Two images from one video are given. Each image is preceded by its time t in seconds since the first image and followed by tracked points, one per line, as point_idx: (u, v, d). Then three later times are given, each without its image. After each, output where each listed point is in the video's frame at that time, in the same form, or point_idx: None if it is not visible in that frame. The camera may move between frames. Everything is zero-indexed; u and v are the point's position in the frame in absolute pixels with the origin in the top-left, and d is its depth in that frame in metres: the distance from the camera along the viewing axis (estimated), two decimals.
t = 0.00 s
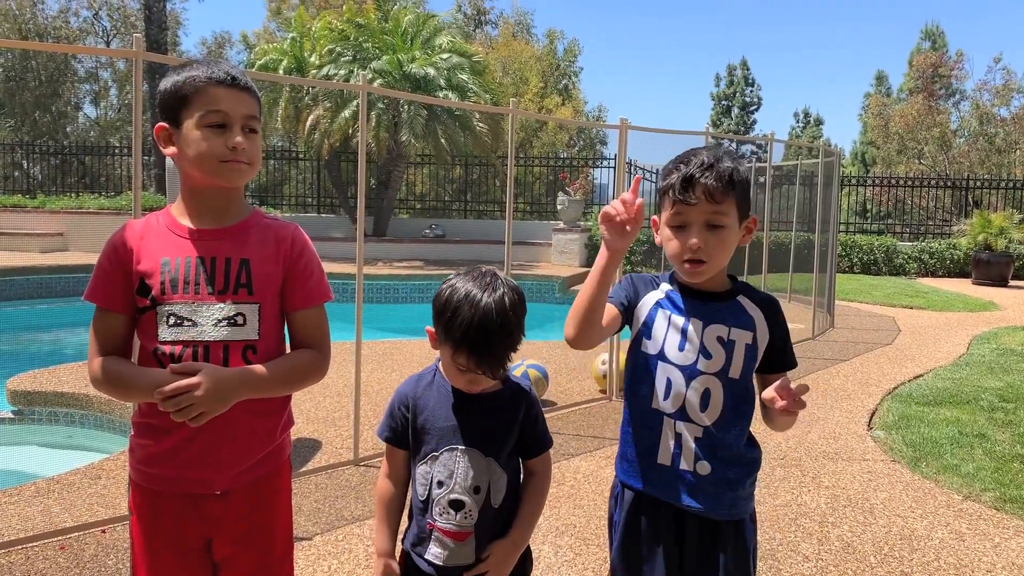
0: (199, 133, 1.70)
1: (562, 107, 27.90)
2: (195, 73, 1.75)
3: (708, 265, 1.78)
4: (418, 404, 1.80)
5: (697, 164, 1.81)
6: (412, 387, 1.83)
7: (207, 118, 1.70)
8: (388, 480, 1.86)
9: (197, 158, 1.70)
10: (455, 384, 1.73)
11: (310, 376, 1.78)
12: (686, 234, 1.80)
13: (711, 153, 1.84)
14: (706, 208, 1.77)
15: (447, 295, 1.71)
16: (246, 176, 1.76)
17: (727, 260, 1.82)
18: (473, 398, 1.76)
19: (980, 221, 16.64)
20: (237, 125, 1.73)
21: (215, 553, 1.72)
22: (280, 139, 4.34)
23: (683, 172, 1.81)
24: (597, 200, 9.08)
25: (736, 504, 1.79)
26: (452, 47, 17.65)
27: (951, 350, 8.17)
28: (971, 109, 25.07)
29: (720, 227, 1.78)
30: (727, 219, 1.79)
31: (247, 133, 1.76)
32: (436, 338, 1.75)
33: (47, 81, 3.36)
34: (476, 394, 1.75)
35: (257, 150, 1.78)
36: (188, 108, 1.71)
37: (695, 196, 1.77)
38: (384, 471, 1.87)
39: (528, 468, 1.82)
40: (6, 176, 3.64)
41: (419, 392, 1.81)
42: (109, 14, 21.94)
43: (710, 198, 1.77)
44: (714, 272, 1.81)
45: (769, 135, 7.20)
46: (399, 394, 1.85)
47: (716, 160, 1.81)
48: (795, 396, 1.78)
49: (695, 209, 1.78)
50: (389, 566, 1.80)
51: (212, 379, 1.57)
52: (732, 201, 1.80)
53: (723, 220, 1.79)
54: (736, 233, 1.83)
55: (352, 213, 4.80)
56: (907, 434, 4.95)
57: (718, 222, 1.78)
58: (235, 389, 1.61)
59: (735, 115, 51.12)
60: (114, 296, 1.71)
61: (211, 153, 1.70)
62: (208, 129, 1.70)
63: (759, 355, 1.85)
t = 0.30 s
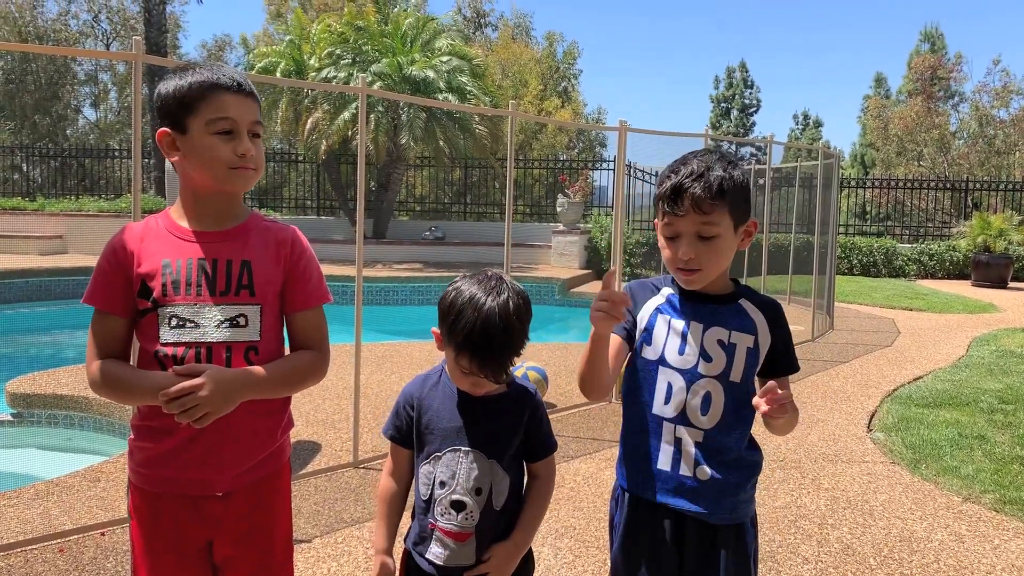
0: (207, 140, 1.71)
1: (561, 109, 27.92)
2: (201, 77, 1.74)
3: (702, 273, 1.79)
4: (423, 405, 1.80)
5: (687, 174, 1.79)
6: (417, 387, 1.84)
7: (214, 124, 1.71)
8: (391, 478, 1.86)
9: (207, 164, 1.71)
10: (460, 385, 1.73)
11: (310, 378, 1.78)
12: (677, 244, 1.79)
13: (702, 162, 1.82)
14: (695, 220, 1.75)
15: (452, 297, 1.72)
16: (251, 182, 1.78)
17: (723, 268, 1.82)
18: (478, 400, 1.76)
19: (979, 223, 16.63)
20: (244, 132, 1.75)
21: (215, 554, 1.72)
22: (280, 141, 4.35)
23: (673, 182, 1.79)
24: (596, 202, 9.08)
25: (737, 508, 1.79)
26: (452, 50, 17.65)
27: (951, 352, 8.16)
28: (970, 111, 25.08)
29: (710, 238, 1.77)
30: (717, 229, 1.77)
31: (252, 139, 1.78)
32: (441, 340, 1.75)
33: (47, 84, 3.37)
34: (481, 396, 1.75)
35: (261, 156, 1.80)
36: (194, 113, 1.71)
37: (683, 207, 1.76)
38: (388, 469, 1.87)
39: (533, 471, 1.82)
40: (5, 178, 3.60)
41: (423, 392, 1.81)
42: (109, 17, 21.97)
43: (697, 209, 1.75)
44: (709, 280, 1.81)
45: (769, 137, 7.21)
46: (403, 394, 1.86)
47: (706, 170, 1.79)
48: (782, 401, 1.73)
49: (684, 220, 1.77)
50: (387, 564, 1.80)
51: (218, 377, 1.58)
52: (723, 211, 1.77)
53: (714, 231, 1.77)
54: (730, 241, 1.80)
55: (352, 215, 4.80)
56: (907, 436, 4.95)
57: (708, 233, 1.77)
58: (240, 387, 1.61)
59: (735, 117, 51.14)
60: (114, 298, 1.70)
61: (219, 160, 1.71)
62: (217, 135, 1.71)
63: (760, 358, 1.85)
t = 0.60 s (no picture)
0: (212, 144, 1.71)
1: (561, 111, 27.96)
2: (204, 80, 1.74)
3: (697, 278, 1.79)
4: (427, 406, 1.80)
5: (679, 180, 1.81)
6: (421, 389, 1.84)
7: (219, 129, 1.71)
8: (396, 480, 1.86)
9: (212, 168, 1.71)
10: (466, 386, 1.73)
11: (310, 379, 1.78)
12: (670, 250, 1.81)
13: (695, 168, 1.82)
14: (687, 226, 1.76)
15: (459, 298, 1.72)
16: (255, 185, 1.79)
17: (719, 273, 1.82)
18: (483, 401, 1.76)
19: (979, 224, 16.62)
20: (248, 136, 1.76)
21: (216, 556, 1.72)
22: (280, 143, 4.35)
23: (665, 188, 1.81)
24: (596, 204, 9.08)
25: (736, 512, 1.79)
26: (452, 51, 17.66)
27: (950, 353, 8.16)
28: (969, 113, 25.08)
29: (704, 244, 1.77)
30: (710, 234, 1.77)
31: (256, 142, 1.79)
32: (446, 340, 1.75)
33: (47, 86, 3.33)
34: (486, 396, 1.75)
35: (264, 159, 1.81)
36: (198, 117, 1.71)
37: (676, 213, 1.78)
38: (392, 471, 1.87)
39: (536, 474, 1.81)
40: (5, 180, 3.68)
41: (427, 394, 1.81)
42: (109, 18, 22.00)
43: (688, 216, 1.76)
44: (706, 285, 1.82)
45: (768, 139, 7.21)
46: (407, 395, 1.85)
47: (699, 176, 1.79)
48: (771, 418, 1.70)
49: (676, 227, 1.79)
50: (392, 567, 1.80)
51: (216, 381, 1.58)
52: (715, 217, 1.77)
53: (707, 237, 1.77)
54: (725, 246, 1.80)
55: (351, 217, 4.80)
56: (906, 437, 4.95)
57: (701, 239, 1.77)
58: (239, 389, 1.61)
59: (734, 118, 51.15)
60: (116, 301, 1.70)
61: (224, 164, 1.72)
62: (222, 140, 1.72)
63: (760, 361, 1.85)
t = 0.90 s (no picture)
0: (218, 144, 1.71)
1: (560, 113, 27.99)
2: (213, 79, 1.73)
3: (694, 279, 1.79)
4: (429, 405, 1.80)
5: (678, 181, 1.81)
6: (423, 388, 1.84)
7: (225, 129, 1.71)
8: (397, 480, 1.86)
9: (218, 168, 1.72)
10: (467, 387, 1.73)
11: (312, 380, 1.78)
12: (669, 252, 1.81)
13: (694, 169, 1.83)
14: (685, 227, 1.77)
15: (461, 299, 1.72)
16: (260, 186, 1.79)
17: (719, 275, 1.82)
18: (484, 402, 1.76)
19: (978, 226, 16.64)
20: (255, 136, 1.76)
21: (217, 558, 1.72)
22: (280, 144, 4.36)
23: (664, 190, 1.82)
24: (596, 206, 9.10)
25: (735, 510, 1.79)
26: (452, 53, 17.68)
27: (950, 355, 8.16)
28: (968, 115, 25.12)
29: (702, 245, 1.77)
30: (709, 236, 1.77)
31: (262, 142, 1.78)
32: (448, 341, 1.75)
33: (47, 87, 3.29)
34: (487, 397, 1.75)
35: (270, 159, 1.81)
36: (205, 117, 1.71)
37: (674, 215, 1.78)
38: (394, 471, 1.87)
39: (538, 473, 1.81)
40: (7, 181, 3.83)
41: (429, 393, 1.82)
42: (109, 21, 22.03)
43: (686, 217, 1.76)
44: (705, 287, 1.82)
45: (768, 141, 7.23)
46: (409, 394, 1.86)
47: (697, 177, 1.80)
48: (748, 427, 1.68)
49: (674, 228, 1.79)
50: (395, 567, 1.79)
51: (215, 382, 1.57)
52: (713, 218, 1.77)
53: (706, 238, 1.77)
54: (724, 247, 1.80)
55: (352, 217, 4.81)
56: (906, 438, 4.94)
57: (700, 240, 1.77)
58: (239, 389, 1.60)
59: (734, 121, 51.22)
60: (118, 302, 1.70)
61: (231, 164, 1.72)
62: (228, 140, 1.71)
63: (759, 361, 1.84)
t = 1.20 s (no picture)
0: (228, 152, 1.71)
1: (560, 115, 28.05)
2: (223, 86, 1.73)
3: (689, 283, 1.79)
4: (429, 410, 1.80)
5: (674, 185, 1.82)
6: (423, 393, 1.84)
7: (235, 137, 1.71)
8: (397, 486, 1.86)
9: (226, 176, 1.72)
10: (466, 391, 1.73)
11: (313, 385, 1.78)
12: (665, 255, 1.81)
13: (689, 173, 1.83)
14: (680, 230, 1.77)
15: (461, 303, 1.72)
16: (264, 194, 1.81)
17: (714, 279, 1.82)
18: (483, 406, 1.76)
19: (978, 228, 16.67)
20: (263, 145, 1.77)
21: (220, 564, 1.72)
22: (280, 148, 4.37)
23: (660, 193, 1.82)
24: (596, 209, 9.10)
25: (730, 513, 1.79)
26: (452, 56, 17.71)
27: (950, 357, 8.16)
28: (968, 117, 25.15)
29: (698, 248, 1.77)
30: (704, 239, 1.77)
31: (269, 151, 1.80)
32: (448, 346, 1.75)
33: (47, 91, 3.30)
34: (486, 401, 1.75)
35: (275, 168, 1.83)
36: (215, 124, 1.70)
37: (669, 218, 1.78)
38: (394, 477, 1.87)
39: (536, 477, 1.81)
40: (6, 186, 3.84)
41: (429, 398, 1.82)
42: (109, 24, 22.06)
43: (682, 220, 1.76)
44: (699, 291, 1.81)
45: (768, 144, 7.24)
46: (409, 400, 1.85)
47: (693, 181, 1.80)
48: (735, 430, 1.68)
49: (670, 231, 1.79)
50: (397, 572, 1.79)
51: (217, 387, 1.57)
52: (708, 222, 1.77)
53: (701, 241, 1.77)
54: (719, 251, 1.80)
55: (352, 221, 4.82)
56: (907, 441, 4.94)
57: (695, 243, 1.77)
58: (240, 394, 1.61)
59: (734, 123, 51.26)
60: (118, 308, 1.70)
61: (239, 173, 1.72)
62: (238, 149, 1.72)
63: (754, 365, 1.84)
